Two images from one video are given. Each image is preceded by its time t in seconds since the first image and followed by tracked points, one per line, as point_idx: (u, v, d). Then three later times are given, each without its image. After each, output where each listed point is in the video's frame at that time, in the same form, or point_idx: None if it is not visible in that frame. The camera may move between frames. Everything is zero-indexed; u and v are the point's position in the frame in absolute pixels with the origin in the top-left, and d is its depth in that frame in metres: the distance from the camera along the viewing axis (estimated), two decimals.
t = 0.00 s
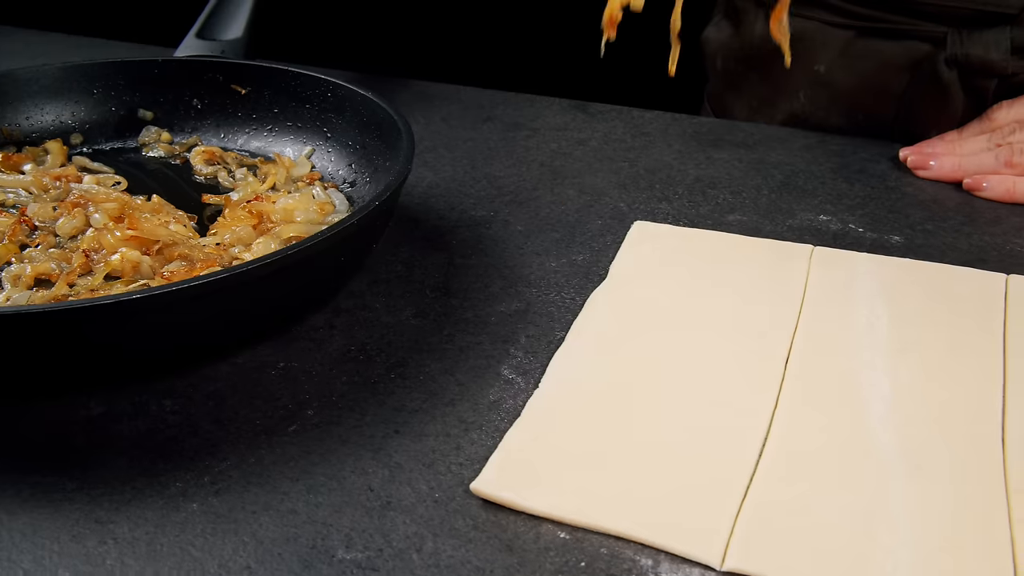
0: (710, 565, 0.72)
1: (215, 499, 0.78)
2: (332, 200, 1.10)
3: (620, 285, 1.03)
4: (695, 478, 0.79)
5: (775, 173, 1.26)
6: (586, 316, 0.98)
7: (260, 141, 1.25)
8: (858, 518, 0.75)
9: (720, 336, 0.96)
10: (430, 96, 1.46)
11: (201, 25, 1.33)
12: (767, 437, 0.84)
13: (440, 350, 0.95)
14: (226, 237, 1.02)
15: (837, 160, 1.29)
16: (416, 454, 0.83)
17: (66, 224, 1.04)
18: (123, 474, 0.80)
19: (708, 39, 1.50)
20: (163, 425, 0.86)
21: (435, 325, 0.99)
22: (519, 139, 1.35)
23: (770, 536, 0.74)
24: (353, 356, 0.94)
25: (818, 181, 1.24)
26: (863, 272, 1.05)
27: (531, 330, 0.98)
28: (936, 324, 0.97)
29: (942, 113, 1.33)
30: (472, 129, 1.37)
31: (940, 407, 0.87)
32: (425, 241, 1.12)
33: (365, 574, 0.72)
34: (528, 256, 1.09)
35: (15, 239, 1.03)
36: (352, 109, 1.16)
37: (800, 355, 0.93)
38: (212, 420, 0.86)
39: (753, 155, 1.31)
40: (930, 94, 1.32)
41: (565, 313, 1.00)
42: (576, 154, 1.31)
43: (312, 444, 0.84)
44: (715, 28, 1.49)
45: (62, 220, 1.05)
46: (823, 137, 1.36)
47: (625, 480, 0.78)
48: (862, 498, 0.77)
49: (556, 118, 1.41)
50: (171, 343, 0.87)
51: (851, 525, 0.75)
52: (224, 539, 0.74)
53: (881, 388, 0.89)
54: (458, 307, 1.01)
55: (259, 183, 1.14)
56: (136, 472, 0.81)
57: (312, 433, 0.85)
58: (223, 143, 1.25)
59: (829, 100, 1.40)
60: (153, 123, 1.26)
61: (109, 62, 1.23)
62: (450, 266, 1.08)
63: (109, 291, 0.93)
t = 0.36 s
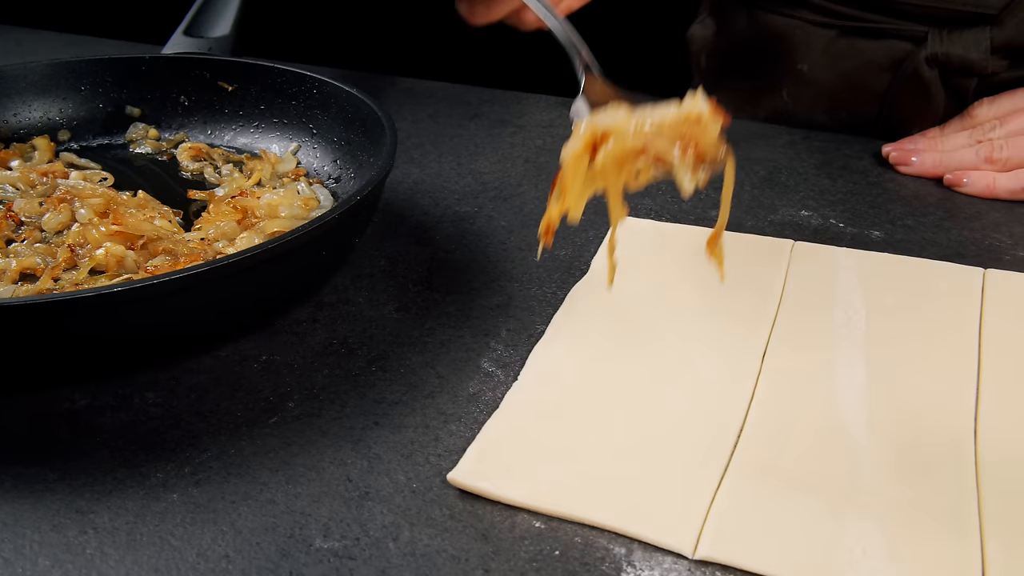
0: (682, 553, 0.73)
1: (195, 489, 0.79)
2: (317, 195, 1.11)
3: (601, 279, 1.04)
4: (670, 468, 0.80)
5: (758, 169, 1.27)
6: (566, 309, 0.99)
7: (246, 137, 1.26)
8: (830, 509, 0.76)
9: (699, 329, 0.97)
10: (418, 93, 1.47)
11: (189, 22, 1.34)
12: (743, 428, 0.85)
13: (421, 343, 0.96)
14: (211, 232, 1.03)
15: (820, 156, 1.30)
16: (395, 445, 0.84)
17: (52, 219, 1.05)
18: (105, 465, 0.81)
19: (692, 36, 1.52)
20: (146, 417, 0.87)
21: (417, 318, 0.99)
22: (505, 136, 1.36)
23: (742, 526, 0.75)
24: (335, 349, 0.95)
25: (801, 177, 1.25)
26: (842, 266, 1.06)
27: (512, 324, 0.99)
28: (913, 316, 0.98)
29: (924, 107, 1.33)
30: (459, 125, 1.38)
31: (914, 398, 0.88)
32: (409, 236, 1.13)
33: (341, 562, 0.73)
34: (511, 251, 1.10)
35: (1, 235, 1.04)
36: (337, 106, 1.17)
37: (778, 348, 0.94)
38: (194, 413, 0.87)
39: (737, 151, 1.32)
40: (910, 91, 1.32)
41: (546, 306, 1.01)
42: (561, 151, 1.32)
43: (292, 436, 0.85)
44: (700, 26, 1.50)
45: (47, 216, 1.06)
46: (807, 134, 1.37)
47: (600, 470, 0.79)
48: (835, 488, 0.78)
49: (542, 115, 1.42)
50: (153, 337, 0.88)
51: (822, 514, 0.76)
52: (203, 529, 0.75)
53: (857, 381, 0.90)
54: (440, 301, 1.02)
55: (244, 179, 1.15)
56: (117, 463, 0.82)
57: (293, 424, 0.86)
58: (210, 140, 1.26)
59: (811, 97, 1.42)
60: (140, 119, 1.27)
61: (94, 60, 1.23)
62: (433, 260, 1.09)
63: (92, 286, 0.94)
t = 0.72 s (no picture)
0: (649, 540, 0.74)
1: (171, 478, 0.80)
2: (298, 189, 1.12)
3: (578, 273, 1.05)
4: (639, 456, 0.81)
5: (737, 164, 1.28)
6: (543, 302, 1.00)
7: (230, 133, 1.27)
8: (796, 496, 0.77)
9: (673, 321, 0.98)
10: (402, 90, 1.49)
11: (174, 19, 1.35)
12: (714, 418, 0.86)
13: (399, 335, 0.97)
14: (191, 225, 1.04)
15: (800, 152, 1.31)
16: (370, 434, 0.85)
17: (35, 213, 1.06)
18: (83, 454, 0.82)
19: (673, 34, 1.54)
20: (124, 407, 0.88)
21: (396, 311, 1.01)
22: (488, 132, 1.37)
23: (709, 514, 0.76)
24: (313, 341, 0.96)
25: (780, 172, 1.26)
26: (817, 259, 1.07)
27: (489, 316, 1.00)
28: (885, 309, 0.99)
29: (902, 104, 1.33)
30: (442, 122, 1.40)
31: (883, 388, 0.89)
32: (389, 230, 1.14)
33: (313, 549, 0.74)
34: (490, 245, 1.11)
35: None
36: (319, 102, 1.18)
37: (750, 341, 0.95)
38: (171, 403, 0.88)
39: (717, 147, 1.33)
40: (886, 91, 1.33)
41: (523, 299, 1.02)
42: (542, 146, 1.33)
43: (268, 425, 0.86)
44: (680, 23, 1.53)
45: (30, 210, 1.07)
46: (787, 130, 1.38)
47: (570, 459, 0.81)
48: (802, 477, 0.79)
49: (524, 112, 1.43)
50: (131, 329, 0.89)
51: (788, 503, 0.76)
52: (178, 516, 0.76)
53: (827, 372, 0.91)
54: (418, 294, 1.03)
55: (226, 174, 1.16)
56: (95, 452, 0.83)
57: (269, 414, 0.87)
58: (194, 135, 1.27)
59: (791, 95, 1.42)
60: (125, 115, 1.28)
61: (81, 56, 1.25)
62: (412, 254, 1.10)
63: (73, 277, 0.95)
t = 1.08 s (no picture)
0: (622, 529, 0.75)
1: (151, 468, 0.81)
2: (283, 185, 1.13)
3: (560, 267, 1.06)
4: (614, 448, 0.82)
5: (720, 161, 1.29)
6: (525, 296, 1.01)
7: (216, 129, 1.28)
8: (767, 487, 0.78)
9: (651, 315, 0.99)
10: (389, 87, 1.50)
11: (162, 17, 1.36)
12: (688, 410, 0.87)
13: (380, 328, 0.98)
14: (175, 220, 1.05)
15: (782, 148, 1.33)
16: (349, 425, 0.86)
17: (21, 208, 1.07)
18: (65, 445, 0.83)
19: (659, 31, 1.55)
20: (107, 399, 0.89)
21: (378, 304, 1.02)
22: (474, 129, 1.38)
23: (680, 504, 0.77)
24: (295, 334, 0.97)
25: (762, 168, 1.28)
26: (796, 254, 1.08)
27: (470, 310, 1.01)
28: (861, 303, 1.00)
29: (884, 102, 1.35)
30: (429, 119, 1.41)
31: (858, 380, 0.90)
32: (373, 226, 1.15)
33: (290, 537, 0.75)
34: (473, 240, 1.12)
35: None
36: (304, 98, 1.19)
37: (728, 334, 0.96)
38: (153, 395, 0.89)
39: (700, 143, 1.34)
40: (868, 89, 1.35)
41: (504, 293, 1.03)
42: (527, 143, 1.34)
43: (249, 417, 0.87)
44: (665, 21, 1.54)
45: (16, 205, 1.08)
46: (770, 127, 1.39)
47: (546, 451, 0.82)
48: (774, 469, 0.80)
49: (510, 109, 1.44)
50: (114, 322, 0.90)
51: (759, 494, 0.77)
52: (158, 506, 0.77)
53: (802, 365, 0.92)
54: (401, 288, 1.04)
55: (211, 170, 1.17)
56: (77, 443, 0.84)
57: (250, 406, 0.88)
58: (181, 131, 1.28)
59: (774, 93, 1.43)
60: (112, 112, 1.29)
61: (69, 52, 1.26)
62: (395, 249, 1.11)
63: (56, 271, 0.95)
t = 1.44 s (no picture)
0: (596, 518, 0.76)
1: (133, 459, 0.82)
2: (268, 181, 1.14)
3: (542, 262, 1.07)
4: (590, 439, 0.83)
5: (704, 157, 1.30)
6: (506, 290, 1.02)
7: (204, 126, 1.29)
8: (740, 477, 0.79)
9: (631, 307, 1.00)
10: (377, 85, 1.51)
11: (150, 14, 1.37)
12: (665, 402, 0.88)
13: (362, 322, 0.99)
14: (160, 216, 1.06)
15: (766, 145, 1.34)
16: (329, 417, 0.87)
17: (7, 204, 1.08)
18: (47, 437, 0.84)
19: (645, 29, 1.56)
20: (90, 391, 0.90)
21: (361, 299, 1.03)
22: (461, 125, 1.39)
23: (654, 494, 0.78)
24: (278, 328, 0.98)
25: (745, 164, 1.29)
26: (776, 249, 1.09)
27: (452, 304, 1.01)
28: (840, 297, 1.01)
29: (866, 98, 1.37)
30: (416, 116, 1.42)
31: (833, 373, 0.91)
32: (358, 222, 1.16)
33: (268, 527, 0.75)
34: (457, 235, 1.13)
35: None
36: (290, 95, 1.20)
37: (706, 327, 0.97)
38: (136, 388, 0.90)
39: (685, 140, 1.35)
40: (852, 86, 1.36)
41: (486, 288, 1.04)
42: (513, 140, 1.35)
43: (230, 409, 0.88)
44: (652, 19, 1.56)
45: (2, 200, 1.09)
46: (754, 124, 1.40)
47: (522, 442, 0.83)
48: (747, 459, 0.81)
49: (497, 106, 1.45)
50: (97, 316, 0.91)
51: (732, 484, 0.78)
52: (138, 496, 0.78)
53: (779, 358, 0.93)
54: (384, 283, 1.05)
55: (197, 167, 1.18)
56: (59, 435, 0.84)
57: (232, 398, 0.89)
58: (168, 129, 1.29)
59: (757, 89, 1.45)
60: (100, 109, 1.30)
61: (57, 50, 1.26)
62: (379, 244, 1.12)
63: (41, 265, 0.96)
